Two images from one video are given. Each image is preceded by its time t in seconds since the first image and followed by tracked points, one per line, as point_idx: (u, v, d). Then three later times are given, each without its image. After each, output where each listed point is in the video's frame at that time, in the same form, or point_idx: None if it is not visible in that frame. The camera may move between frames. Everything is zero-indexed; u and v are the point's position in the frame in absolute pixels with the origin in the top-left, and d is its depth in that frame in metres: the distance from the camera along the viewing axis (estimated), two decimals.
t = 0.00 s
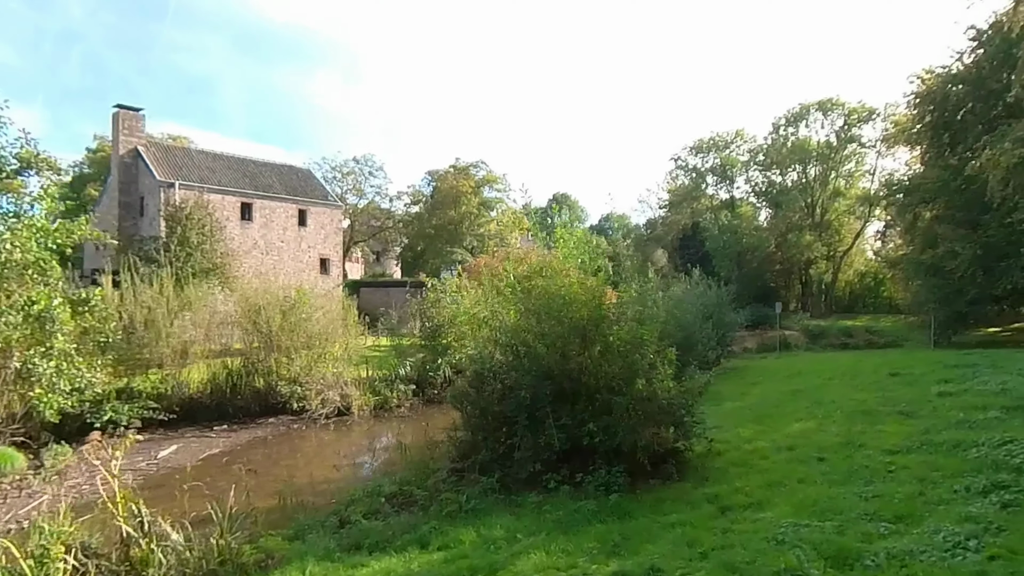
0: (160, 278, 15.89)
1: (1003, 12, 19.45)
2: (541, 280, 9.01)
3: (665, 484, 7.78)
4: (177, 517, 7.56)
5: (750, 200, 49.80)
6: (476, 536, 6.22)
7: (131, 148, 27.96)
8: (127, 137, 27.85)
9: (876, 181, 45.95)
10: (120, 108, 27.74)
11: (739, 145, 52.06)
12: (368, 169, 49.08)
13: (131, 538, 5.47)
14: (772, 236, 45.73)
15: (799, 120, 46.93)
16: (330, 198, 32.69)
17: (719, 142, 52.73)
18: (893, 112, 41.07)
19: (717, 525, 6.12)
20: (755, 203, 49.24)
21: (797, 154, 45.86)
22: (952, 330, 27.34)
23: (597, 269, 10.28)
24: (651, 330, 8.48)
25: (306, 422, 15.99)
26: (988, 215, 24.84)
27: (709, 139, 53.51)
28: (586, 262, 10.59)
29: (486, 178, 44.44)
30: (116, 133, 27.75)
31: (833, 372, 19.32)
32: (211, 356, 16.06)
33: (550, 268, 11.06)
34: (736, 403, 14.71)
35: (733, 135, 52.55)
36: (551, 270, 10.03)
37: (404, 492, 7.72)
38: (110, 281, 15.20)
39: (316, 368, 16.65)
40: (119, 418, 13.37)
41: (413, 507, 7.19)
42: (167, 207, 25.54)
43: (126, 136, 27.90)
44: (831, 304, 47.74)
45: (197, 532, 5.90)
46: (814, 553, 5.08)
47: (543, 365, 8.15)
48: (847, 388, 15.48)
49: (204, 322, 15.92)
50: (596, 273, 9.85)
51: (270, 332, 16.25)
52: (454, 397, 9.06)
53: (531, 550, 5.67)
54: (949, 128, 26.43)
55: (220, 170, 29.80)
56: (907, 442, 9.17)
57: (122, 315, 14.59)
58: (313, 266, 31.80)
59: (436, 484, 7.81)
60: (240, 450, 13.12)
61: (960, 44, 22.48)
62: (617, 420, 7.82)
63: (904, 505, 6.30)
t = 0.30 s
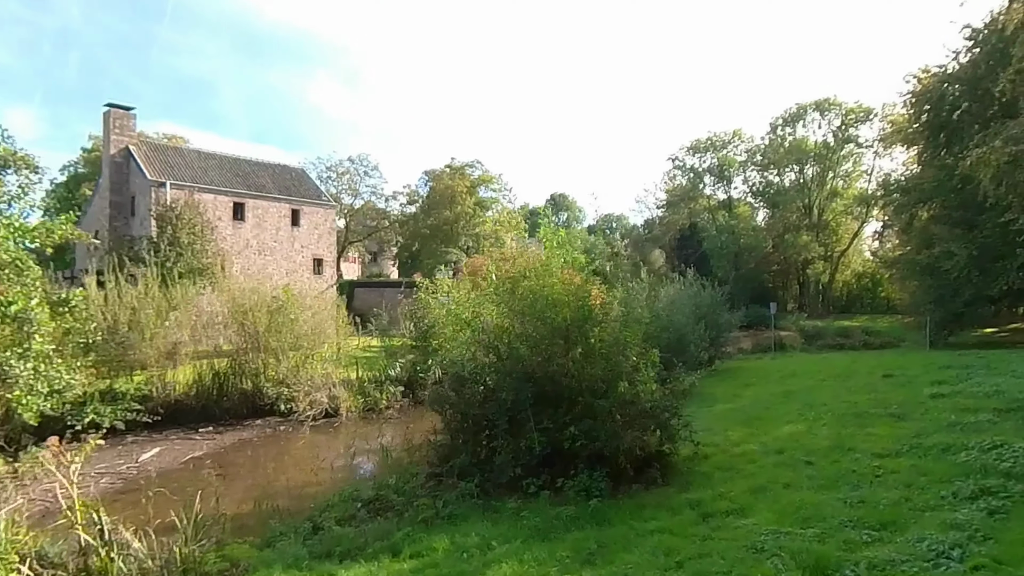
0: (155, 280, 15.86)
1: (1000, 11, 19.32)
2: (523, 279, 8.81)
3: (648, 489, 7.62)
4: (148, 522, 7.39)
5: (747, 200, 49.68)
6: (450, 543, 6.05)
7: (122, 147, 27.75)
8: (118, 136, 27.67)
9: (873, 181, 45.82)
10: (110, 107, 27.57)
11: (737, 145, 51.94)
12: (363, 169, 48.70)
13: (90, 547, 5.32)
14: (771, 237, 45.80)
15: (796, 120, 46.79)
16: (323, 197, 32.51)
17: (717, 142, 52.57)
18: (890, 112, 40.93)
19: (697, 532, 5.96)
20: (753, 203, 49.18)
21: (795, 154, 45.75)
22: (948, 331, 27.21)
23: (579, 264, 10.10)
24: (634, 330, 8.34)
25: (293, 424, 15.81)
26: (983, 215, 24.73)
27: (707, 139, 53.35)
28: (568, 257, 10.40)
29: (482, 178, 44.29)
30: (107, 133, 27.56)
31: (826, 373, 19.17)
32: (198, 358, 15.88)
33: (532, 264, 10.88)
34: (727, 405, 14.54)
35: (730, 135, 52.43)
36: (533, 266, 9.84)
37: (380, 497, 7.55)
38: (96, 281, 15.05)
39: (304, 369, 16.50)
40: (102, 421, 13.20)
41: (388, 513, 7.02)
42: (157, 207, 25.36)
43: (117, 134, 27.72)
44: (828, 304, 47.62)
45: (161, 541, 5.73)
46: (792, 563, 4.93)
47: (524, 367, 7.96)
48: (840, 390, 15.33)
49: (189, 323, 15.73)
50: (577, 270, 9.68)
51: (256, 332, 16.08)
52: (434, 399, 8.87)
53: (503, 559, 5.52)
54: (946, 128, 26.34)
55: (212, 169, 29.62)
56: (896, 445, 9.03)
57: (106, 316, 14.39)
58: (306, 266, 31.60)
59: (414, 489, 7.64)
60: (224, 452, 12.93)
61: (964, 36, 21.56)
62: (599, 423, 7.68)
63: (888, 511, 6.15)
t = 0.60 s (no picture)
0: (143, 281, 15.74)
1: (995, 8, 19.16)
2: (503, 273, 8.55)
3: (630, 493, 7.43)
4: (115, 529, 7.20)
5: (744, 200, 49.49)
6: (420, 551, 5.86)
7: (112, 146, 27.51)
8: (108, 134, 27.45)
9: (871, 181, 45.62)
10: (100, 106, 27.35)
11: (734, 145, 51.78)
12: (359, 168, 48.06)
13: (42, 555, 5.11)
14: (768, 236, 45.84)
15: (793, 120, 46.60)
16: (316, 196, 32.28)
17: (714, 141, 52.40)
18: (887, 111, 40.77)
19: (675, 539, 5.77)
20: (751, 203, 49.05)
21: (791, 153, 45.59)
22: (944, 330, 27.02)
23: (557, 256, 9.85)
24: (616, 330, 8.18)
25: (279, 425, 15.60)
26: (979, 214, 24.56)
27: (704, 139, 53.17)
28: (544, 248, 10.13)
29: (477, 178, 44.08)
30: (97, 131, 27.34)
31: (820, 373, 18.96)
32: (182, 359, 15.66)
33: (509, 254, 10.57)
34: (718, 406, 14.35)
35: (728, 134, 52.27)
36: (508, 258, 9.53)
37: (353, 502, 7.34)
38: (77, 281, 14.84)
39: (291, 370, 16.28)
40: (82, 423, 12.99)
41: (361, 519, 6.83)
42: (147, 206, 25.16)
43: (107, 132, 27.50)
44: (826, 304, 47.44)
45: (118, 549, 5.54)
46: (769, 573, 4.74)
47: (504, 368, 7.75)
48: (832, 391, 15.13)
49: (173, 323, 15.51)
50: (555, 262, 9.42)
51: (242, 333, 15.87)
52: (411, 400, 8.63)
53: (472, 567, 5.33)
54: (942, 127, 26.21)
55: (203, 168, 29.40)
56: (886, 447, 8.83)
57: (86, 316, 14.18)
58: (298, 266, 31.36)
59: (389, 493, 7.44)
60: (205, 454, 12.71)
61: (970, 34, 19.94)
62: (580, 426, 7.48)
63: (873, 517, 5.95)
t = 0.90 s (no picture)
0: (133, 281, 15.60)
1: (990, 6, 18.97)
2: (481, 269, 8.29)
3: (608, 499, 7.24)
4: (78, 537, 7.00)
5: (742, 199, 49.32)
6: (385, 561, 5.65)
7: (101, 145, 27.26)
8: (96, 133, 27.20)
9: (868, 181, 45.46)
10: (89, 104, 27.12)
11: (731, 144, 51.63)
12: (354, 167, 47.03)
13: None
14: (764, 236, 45.76)
15: (790, 119, 46.42)
16: (308, 195, 32.05)
17: (711, 141, 52.23)
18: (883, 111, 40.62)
19: (649, 549, 5.57)
20: (748, 203, 48.89)
21: (788, 153, 45.41)
22: (939, 330, 26.88)
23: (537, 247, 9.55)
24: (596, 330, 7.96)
25: (263, 427, 15.41)
26: (974, 214, 24.38)
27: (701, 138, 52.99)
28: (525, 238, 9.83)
29: (472, 177, 43.88)
30: (85, 130, 27.09)
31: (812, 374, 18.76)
32: (166, 360, 15.45)
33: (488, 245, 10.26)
34: (708, 408, 14.15)
35: (725, 134, 52.11)
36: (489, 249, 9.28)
37: (323, 508, 7.13)
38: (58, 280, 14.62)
39: (276, 371, 16.05)
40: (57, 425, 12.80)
41: (329, 527, 6.60)
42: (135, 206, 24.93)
43: (96, 131, 27.24)
44: (822, 304, 47.33)
45: (69, 562, 5.33)
46: None
47: (482, 370, 7.51)
48: (823, 392, 14.95)
49: (154, 324, 15.25)
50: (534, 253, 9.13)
51: (225, 334, 15.61)
52: (386, 400, 8.38)
53: None
54: (937, 125, 26.05)
55: (194, 167, 29.17)
56: (873, 450, 8.63)
57: (65, 317, 13.98)
58: (290, 266, 31.15)
59: (360, 499, 7.22)
60: (185, 457, 12.49)
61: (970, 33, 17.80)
62: (558, 430, 7.29)
63: (856, 525, 5.74)
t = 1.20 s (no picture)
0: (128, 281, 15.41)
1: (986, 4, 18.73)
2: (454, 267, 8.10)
3: (582, 505, 7.05)
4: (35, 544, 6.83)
5: (738, 199, 49.14)
6: (343, 569, 5.47)
7: (89, 144, 27.04)
8: (85, 132, 26.99)
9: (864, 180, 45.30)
10: (77, 102, 26.91)
11: (728, 144, 51.46)
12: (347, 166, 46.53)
13: None
14: (760, 236, 45.58)
15: (787, 118, 46.24)
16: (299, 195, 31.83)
17: (708, 140, 52.04)
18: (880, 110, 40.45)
19: (616, 557, 5.38)
20: (745, 203, 48.75)
21: (784, 153, 45.27)
22: (933, 330, 26.73)
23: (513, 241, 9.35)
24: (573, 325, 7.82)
25: (246, 429, 15.21)
26: (969, 213, 24.22)
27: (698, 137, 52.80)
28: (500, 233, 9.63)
29: (467, 177, 43.69)
30: (74, 129, 26.88)
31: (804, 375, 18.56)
32: (145, 363, 15.14)
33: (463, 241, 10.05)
34: (695, 410, 13.97)
35: (722, 133, 52.00)
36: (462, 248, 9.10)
37: (288, 514, 6.94)
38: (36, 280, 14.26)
39: (259, 372, 15.87)
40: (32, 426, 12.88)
41: (291, 533, 6.42)
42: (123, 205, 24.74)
43: (84, 130, 27.03)
44: (819, 304, 47.18)
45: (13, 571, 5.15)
46: None
47: (455, 371, 7.31)
48: (813, 393, 14.78)
49: (131, 323, 14.85)
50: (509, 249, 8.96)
51: (208, 335, 15.39)
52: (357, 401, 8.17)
53: None
54: (931, 124, 25.83)
55: (184, 166, 28.96)
56: (857, 454, 8.46)
57: (42, 320, 13.66)
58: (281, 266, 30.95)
59: (327, 504, 7.04)
60: (163, 460, 12.29)
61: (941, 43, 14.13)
62: (531, 434, 7.12)
63: (829, 532, 5.58)
